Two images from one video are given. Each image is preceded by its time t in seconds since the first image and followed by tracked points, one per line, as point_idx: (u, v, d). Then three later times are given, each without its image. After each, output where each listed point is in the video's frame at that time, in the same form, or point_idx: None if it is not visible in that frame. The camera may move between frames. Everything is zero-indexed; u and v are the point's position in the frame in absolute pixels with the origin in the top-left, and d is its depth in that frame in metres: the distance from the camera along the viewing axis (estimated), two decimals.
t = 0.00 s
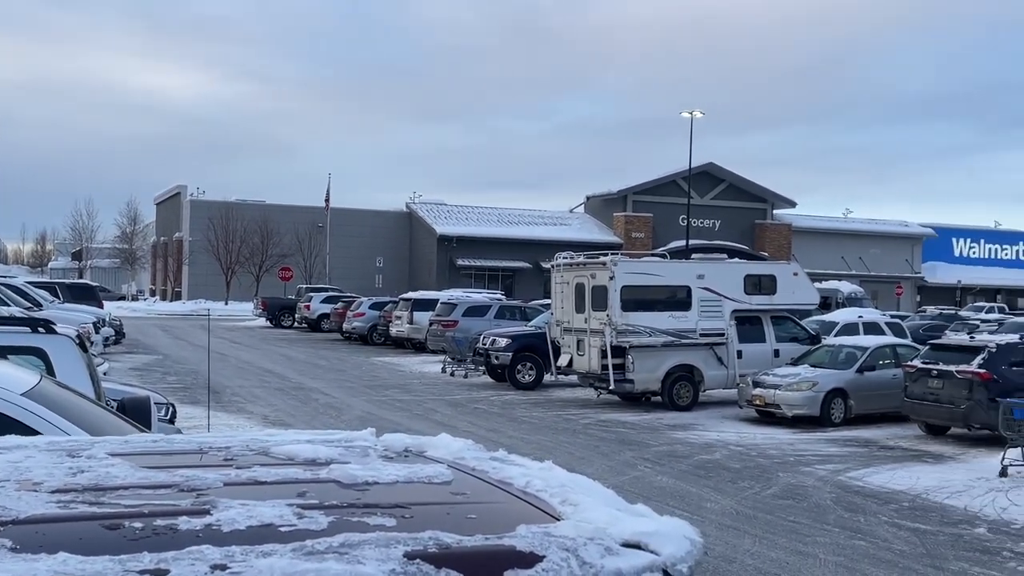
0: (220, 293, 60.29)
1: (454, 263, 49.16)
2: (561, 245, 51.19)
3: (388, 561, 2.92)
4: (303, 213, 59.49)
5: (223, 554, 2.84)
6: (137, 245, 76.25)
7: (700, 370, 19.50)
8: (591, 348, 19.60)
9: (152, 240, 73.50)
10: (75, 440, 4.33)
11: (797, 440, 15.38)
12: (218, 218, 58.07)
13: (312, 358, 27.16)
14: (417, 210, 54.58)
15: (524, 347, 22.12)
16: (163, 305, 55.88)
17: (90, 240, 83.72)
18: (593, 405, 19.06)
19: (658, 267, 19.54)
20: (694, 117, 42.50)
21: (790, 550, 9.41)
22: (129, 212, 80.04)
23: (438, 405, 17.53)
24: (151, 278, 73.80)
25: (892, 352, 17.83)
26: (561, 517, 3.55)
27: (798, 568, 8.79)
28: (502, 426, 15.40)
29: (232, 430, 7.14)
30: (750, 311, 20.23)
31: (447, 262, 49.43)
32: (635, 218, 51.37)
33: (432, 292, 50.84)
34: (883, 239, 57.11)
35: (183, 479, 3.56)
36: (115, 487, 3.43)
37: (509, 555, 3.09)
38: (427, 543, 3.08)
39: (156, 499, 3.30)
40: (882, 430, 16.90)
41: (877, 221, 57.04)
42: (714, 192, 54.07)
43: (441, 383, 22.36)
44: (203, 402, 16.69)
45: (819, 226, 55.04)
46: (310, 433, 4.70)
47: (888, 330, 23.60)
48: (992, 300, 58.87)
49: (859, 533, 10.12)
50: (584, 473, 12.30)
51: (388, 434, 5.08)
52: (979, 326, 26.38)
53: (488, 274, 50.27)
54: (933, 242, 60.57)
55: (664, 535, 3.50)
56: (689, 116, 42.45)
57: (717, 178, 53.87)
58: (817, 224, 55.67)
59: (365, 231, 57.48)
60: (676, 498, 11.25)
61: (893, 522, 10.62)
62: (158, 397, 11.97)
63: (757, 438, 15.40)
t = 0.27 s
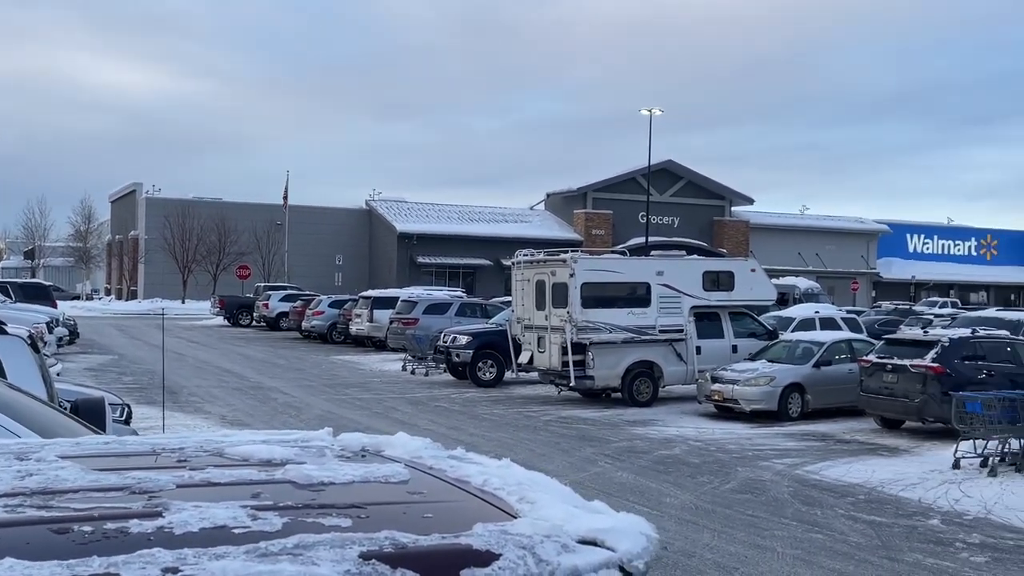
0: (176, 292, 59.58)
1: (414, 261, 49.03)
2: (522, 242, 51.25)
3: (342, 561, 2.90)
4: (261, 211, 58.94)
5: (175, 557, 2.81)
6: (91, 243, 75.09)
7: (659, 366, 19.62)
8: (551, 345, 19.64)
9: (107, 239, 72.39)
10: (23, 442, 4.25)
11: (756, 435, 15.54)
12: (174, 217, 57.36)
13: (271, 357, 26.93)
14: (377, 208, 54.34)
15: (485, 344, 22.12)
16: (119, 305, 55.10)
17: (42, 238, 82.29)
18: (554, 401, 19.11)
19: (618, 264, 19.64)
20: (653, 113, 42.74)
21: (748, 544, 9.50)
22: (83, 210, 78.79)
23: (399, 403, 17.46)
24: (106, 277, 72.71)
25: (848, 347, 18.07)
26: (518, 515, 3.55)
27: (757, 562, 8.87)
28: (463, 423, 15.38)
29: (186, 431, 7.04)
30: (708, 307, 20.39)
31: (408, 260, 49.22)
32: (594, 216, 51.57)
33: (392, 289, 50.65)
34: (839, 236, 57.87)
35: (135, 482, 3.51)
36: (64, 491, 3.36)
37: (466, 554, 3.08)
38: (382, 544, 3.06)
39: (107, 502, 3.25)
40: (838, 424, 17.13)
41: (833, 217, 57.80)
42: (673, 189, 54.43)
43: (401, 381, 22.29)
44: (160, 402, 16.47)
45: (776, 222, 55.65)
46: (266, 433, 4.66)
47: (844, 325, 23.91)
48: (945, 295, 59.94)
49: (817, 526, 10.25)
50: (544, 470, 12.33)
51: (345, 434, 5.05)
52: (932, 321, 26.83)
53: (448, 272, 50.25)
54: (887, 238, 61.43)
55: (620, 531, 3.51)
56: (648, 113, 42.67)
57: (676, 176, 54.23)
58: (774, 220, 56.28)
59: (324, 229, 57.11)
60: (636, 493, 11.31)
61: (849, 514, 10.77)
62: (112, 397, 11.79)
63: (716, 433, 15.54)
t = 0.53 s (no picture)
0: (129, 289, 58.71)
1: (371, 257, 48.77)
2: (480, 238, 51.20)
3: (291, 558, 2.86)
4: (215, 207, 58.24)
5: (118, 556, 2.74)
6: (40, 240, 73.68)
7: (617, 361, 19.71)
8: (509, 340, 19.63)
9: (57, 235, 71.12)
10: None
11: (712, 428, 15.66)
12: (126, 213, 56.49)
13: (226, 354, 26.62)
14: (333, 203, 53.96)
15: (443, 340, 22.05)
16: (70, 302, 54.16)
17: None
18: (512, 397, 19.12)
19: (576, 259, 19.69)
20: (610, 110, 42.88)
21: (705, 536, 9.57)
22: (32, 207, 77.31)
23: (356, 400, 17.35)
24: (57, 274, 71.39)
25: (802, 341, 18.28)
26: (471, 509, 3.53)
27: (713, 554, 8.94)
28: (421, 419, 15.32)
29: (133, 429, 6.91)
30: (665, 301, 20.52)
31: (365, 256, 48.92)
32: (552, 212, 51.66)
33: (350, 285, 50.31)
34: (793, 231, 58.57)
35: (79, 480, 3.43)
36: (6, 490, 3.28)
37: (418, 548, 3.05)
38: (332, 539, 3.02)
39: (48, 501, 3.17)
40: (793, 416, 17.33)
41: (788, 213, 58.49)
42: (631, 185, 54.69)
43: (359, 378, 22.15)
44: (112, 400, 16.19)
45: (732, 218, 56.15)
46: (216, 430, 4.59)
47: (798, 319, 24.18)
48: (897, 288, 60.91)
49: (772, 517, 10.35)
50: (502, 465, 12.32)
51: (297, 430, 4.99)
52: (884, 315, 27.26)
53: (406, 268, 50.08)
54: (841, 233, 62.23)
55: (574, 523, 3.50)
56: (605, 109, 42.79)
57: (633, 171, 54.50)
58: (730, 216, 56.79)
59: (279, 225, 56.58)
60: (594, 487, 11.34)
61: (804, 505, 10.90)
62: (61, 396, 11.55)
63: (673, 427, 15.64)
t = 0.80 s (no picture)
0: (80, 286, 57.75)
1: (328, 252, 48.42)
2: (438, 233, 51.08)
3: (231, 557, 2.79)
4: (168, 201, 57.42)
5: (52, 556, 2.67)
6: None
7: (575, 356, 19.75)
8: (467, 335, 19.59)
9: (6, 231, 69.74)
10: None
11: (669, 421, 15.75)
12: (76, 208, 55.54)
13: (179, 351, 26.26)
14: (289, 198, 53.48)
15: (400, 336, 21.95)
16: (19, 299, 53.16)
17: None
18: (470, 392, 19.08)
19: (534, 254, 19.69)
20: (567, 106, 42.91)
21: (661, 529, 9.61)
22: None
23: (312, 396, 17.20)
24: (5, 271, 70.03)
25: (758, 335, 18.45)
26: (419, 505, 3.49)
27: (668, 547, 8.98)
28: (378, 416, 15.23)
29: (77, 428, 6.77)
30: (622, 296, 20.59)
31: (322, 251, 48.61)
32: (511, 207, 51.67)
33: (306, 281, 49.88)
34: (749, 226, 59.15)
35: (16, 480, 3.34)
36: None
37: (363, 545, 3.01)
38: (275, 536, 2.97)
39: None
40: (749, 409, 17.49)
41: (744, 208, 59.07)
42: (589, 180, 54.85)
43: (315, 374, 21.97)
44: (62, 399, 15.90)
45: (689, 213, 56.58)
46: (161, 427, 4.50)
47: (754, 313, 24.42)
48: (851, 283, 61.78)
49: (727, 509, 10.43)
50: (460, 460, 12.28)
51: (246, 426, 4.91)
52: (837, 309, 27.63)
53: (363, 264, 49.85)
54: (796, 228, 62.94)
55: (524, 517, 3.48)
56: (563, 105, 42.82)
57: (591, 167, 54.65)
58: (687, 211, 57.20)
59: (234, 220, 55.94)
60: (551, 482, 11.35)
61: (759, 498, 11.00)
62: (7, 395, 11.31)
63: (630, 421, 15.71)
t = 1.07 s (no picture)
0: (31, 282, 56.69)
1: (285, 247, 47.99)
2: (397, 228, 50.88)
3: (186, 554, 2.76)
4: (121, 196, 56.50)
5: None
6: None
7: (534, 350, 19.78)
8: (427, 331, 19.54)
9: None
10: None
11: (628, 415, 15.84)
12: (27, 203, 54.49)
13: (133, 348, 25.88)
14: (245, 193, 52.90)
15: (359, 332, 21.82)
16: None
17: None
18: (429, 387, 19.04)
19: (493, 249, 19.69)
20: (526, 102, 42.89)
21: (620, 522, 9.66)
22: None
23: (270, 393, 17.05)
24: None
25: (715, 329, 18.61)
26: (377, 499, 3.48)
27: (627, 539, 9.03)
28: (336, 412, 15.13)
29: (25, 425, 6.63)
30: (582, 291, 20.67)
31: (278, 246, 48.06)
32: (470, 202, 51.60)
33: (263, 275, 49.31)
34: (707, 221, 59.67)
35: None
36: None
37: (320, 540, 2.99)
38: (230, 533, 2.93)
39: None
40: (706, 402, 17.64)
41: (701, 203, 59.57)
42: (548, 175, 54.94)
43: (273, 370, 21.78)
44: (12, 396, 15.59)
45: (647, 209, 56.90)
46: (113, 423, 4.43)
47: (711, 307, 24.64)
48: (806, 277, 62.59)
49: (685, 502, 10.52)
50: (420, 455, 12.25)
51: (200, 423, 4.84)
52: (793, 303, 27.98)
53: (321, 259, 49.57)
54: (752, 224, 63.59)
55: (481, 511, 3.48)
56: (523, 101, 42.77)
57: (550, 162, 54.75)
58: (645, 206, 57.54)
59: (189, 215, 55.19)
60: (510, 476, 11.36)
61: (716, 490, 11.10)
62: None
63: (589, 415, 15.78)
